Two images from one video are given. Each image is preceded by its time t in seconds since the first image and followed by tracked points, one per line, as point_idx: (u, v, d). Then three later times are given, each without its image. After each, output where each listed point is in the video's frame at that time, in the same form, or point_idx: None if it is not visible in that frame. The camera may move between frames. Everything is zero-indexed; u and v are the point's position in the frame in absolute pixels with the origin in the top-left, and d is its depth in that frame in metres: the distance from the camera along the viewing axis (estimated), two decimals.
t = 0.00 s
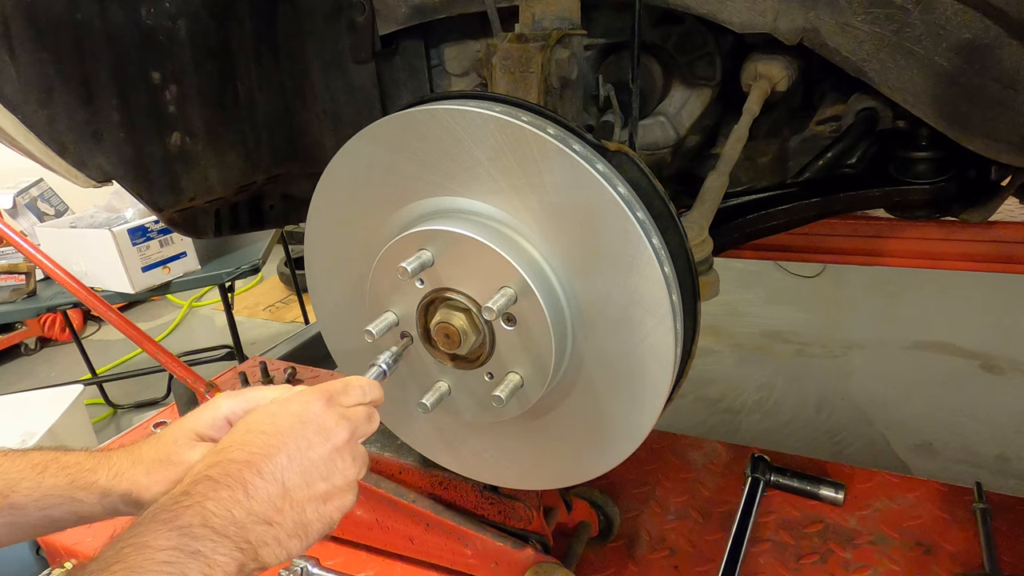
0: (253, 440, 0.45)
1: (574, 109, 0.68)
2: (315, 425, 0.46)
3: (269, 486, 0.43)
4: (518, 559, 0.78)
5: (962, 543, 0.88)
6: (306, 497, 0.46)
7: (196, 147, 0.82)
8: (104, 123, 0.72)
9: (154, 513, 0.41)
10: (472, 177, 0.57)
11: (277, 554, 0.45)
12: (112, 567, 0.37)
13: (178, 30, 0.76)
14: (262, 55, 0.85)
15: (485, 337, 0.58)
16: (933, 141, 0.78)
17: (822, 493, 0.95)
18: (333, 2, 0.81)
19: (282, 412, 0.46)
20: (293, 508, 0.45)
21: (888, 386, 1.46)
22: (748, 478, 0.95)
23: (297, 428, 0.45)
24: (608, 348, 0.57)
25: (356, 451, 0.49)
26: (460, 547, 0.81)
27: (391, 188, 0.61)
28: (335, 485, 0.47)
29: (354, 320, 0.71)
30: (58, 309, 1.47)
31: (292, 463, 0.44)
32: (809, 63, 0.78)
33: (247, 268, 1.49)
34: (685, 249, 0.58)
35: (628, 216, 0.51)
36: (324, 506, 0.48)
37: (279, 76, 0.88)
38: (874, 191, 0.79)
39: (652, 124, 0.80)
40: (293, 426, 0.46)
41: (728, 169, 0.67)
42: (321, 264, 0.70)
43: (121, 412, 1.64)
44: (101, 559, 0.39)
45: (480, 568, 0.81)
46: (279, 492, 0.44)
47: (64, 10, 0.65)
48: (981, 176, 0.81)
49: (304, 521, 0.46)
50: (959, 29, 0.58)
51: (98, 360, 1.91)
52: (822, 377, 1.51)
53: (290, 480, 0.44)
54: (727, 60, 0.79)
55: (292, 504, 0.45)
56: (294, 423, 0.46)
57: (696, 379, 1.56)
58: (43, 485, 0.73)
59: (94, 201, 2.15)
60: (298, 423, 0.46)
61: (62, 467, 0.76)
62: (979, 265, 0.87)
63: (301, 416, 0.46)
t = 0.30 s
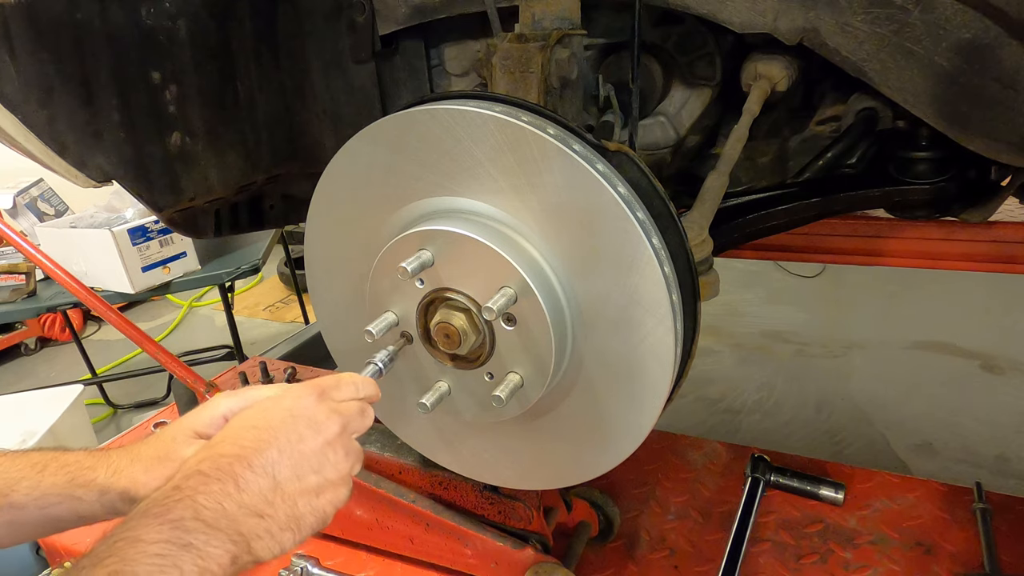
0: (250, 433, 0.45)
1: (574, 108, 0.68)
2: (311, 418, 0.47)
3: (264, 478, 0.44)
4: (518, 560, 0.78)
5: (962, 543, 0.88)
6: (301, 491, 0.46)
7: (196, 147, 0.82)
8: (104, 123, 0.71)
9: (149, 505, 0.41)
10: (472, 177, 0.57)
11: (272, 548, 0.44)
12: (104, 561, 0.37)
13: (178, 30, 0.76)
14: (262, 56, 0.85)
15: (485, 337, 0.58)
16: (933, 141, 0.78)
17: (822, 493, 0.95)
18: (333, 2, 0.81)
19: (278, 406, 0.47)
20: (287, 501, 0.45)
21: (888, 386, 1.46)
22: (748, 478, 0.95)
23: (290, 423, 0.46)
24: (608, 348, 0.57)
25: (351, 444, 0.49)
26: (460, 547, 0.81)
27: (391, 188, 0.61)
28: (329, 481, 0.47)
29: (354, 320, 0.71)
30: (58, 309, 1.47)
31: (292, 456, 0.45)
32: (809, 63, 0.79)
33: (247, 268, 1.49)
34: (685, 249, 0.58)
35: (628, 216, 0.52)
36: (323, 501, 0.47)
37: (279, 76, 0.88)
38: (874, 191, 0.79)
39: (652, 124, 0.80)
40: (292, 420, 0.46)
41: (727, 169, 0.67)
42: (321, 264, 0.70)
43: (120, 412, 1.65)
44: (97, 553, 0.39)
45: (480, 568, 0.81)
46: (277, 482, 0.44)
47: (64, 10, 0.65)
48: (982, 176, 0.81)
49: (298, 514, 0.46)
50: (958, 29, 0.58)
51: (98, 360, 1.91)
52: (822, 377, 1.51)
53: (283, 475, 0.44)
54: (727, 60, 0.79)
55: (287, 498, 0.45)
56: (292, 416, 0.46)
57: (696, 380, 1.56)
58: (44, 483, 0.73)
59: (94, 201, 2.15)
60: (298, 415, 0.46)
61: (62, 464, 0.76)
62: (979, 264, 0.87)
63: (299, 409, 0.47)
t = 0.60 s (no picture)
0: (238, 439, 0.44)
1: (574, 108, 0.68)
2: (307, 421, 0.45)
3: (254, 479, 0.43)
4: (518, 559, 0.78)
5: (962, 543, 0.88)
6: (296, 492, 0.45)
7: (196, 147, 0.82)
8: (103, 123, 0.71)
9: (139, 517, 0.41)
10: (472, 177, 0.56)
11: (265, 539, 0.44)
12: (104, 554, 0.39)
13: (178, 30, 0.76)
14: (262, 56, 0.85)
15: (485, 337, 0.58)
16: (933, 141, 0.78)
17: (822, 493, 0.95)
18: (333, 2, 0.81)
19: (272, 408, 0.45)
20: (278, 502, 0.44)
21: (888, 386, 1.46)
22: (748, 478, 0.95)
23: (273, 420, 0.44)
24: (608, 347, 0.57)
25: (340, 434, 0.47)
26: (460, 547, 0.81)
27: (391, 188, 0.61)
28: (321, 490, 0.46)
29: (354, 320, 0.71)
30: (58, 309, 1.47)
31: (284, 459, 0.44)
32: (809, 62, 0.79)
33: (247, 268, 1.49)
34: (685, 249, 0.58)
35: (627, 216, 0.52)
36: (321, 499, 0.46)
37: (279, 76, 0.88)
38: (874, 191, 0.79)
39: (652, 124, 0.80)
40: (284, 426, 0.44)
41: (728, 169, 0.67)
42: (321, 264, 0.70)
43: (121, 412, 1.65)
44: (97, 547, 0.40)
45: (480, 568, 0.81)
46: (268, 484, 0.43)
47: (64, 9, 0.65)
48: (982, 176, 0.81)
49: (294, 515, 0.45)
50: (958, 29, 0.58)
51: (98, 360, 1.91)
52: (822, 377, 1.51)
53: (272, 482, 0.43)
54: (727, 59, 0.79)
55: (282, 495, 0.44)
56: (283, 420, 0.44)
57: (696, 380, 1.55)
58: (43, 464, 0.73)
59: (94, 201, 2.15)
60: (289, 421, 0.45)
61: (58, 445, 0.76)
62: (980, 264, 0.87)
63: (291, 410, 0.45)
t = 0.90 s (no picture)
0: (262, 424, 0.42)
1: (574, 108, 0.68)
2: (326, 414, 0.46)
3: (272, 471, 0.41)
4: (517, 559, 0.78)
5: (962, 543, 0.88)
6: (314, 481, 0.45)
7: (196, 147, 0.82)
8: (103, 123, 0.71)
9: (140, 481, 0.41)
10: (472, 177, 0.57)
11: None
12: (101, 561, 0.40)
13: (178, 30, 0.76)
14: (262, 56, 0.86)
15: (485, 337, 0.58)
16: (933, 141, 0.78)
17: (822, 493, 0.95)
18: (333, 2, 0.81)
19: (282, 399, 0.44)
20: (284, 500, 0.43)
21: (888, 386, 1.46)
22: (748, 478, 0.95)
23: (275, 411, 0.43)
24: (608, 348, 0.57)
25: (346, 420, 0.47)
26: (460, 547, 0.81)
27: (391, 188, 0.61)
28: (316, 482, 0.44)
29: (355, 320, 0.71)
30: (58, 309, 1.47)
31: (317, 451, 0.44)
32: (809, 62, 0.79)
33: (247, 268, 1.49)
34: (685, 249, 0.58)
35: (628, 216, 0.52)
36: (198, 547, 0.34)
37: (279, 76, 0.88)
38: (874, 191, 0.79)
39: (652, 124, 0.80)
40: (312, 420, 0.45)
41: (728, 169, 0.67)
42: (322, 263, 0.70)
43: (121, 412, 1.64)
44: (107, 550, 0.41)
45: (480, 568, 0.81)
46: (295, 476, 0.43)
47: (64, 9, 0.65)
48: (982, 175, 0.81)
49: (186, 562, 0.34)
50: (958, 29, 0.58)
51: (98, 360, 1.91)
52: (822, 377, 1.51)
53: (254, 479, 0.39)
54: (727, 59, 0.78)
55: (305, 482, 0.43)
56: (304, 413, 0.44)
57: (696, 379, 1.55)
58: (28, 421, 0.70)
59: (94, 201, 2.15)
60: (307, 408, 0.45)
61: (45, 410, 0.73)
62: (979, 264, 0.87)
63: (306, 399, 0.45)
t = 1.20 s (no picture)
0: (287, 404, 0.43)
1: (574, 108, 0.68)
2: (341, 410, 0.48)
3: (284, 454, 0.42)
4: (518, 559, 0.78)
5: (961, 543, 0.88)
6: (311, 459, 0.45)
7: (196, 147, 0.82)
8: (103, 123, 0.71)
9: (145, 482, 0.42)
10: (472, 177, 0.57)
11: None
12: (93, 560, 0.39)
13: (178, 30, 0.76)
14: (262, 56, 0.85)
15: (485, 337, 0.58)
16: (933, 141, 0.78)
17: (822, 493, 0.95)
18: (333, 2, 0.81)
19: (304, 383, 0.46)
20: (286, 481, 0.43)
21: (889, 386, 1.46)
22: (748, 478, 0.95)
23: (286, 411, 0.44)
24: (608, 348, 0.57)
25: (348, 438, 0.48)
26: (460, 547, 0.81)
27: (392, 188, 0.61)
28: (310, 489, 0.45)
29: (355, 320, 0.71)
30: (58, 309, 1.47)
31: (327, 437, 0.45)
32: (809, 62, 0.79)
33: (247, 268, 1.49)
34: (685, 249, 0.58)
35: (627, 216, 0.52)
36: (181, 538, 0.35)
37: (279, 76, 0.88)
38: (874, 191, 0.79)
39: (652, 124, 0.80)
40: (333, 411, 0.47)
41: (728, 169, 0.67)
42: (322, 262, 0.70)
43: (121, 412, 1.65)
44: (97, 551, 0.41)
45: (480, 568, 0.81)
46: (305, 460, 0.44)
47: (64, 9, 0.65)
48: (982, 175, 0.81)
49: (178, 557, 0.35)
50: (958, 29, 0.58)
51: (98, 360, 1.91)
52: (822, 377, 1.51)
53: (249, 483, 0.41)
54: (727, 59, 0.78)
55: (314, 468, 0.44)
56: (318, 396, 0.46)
57: (696, 379, 1.55)
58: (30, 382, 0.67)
59: (94, 201, 2.15)
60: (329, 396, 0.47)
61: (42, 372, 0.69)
62: (979, 264, 0.87)
63: (323, 385, 0.46)
